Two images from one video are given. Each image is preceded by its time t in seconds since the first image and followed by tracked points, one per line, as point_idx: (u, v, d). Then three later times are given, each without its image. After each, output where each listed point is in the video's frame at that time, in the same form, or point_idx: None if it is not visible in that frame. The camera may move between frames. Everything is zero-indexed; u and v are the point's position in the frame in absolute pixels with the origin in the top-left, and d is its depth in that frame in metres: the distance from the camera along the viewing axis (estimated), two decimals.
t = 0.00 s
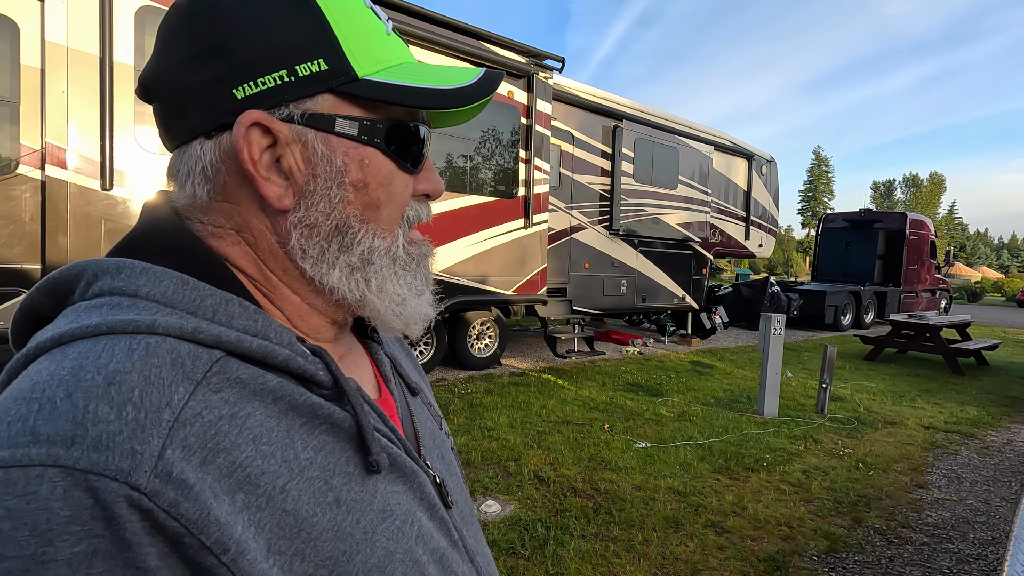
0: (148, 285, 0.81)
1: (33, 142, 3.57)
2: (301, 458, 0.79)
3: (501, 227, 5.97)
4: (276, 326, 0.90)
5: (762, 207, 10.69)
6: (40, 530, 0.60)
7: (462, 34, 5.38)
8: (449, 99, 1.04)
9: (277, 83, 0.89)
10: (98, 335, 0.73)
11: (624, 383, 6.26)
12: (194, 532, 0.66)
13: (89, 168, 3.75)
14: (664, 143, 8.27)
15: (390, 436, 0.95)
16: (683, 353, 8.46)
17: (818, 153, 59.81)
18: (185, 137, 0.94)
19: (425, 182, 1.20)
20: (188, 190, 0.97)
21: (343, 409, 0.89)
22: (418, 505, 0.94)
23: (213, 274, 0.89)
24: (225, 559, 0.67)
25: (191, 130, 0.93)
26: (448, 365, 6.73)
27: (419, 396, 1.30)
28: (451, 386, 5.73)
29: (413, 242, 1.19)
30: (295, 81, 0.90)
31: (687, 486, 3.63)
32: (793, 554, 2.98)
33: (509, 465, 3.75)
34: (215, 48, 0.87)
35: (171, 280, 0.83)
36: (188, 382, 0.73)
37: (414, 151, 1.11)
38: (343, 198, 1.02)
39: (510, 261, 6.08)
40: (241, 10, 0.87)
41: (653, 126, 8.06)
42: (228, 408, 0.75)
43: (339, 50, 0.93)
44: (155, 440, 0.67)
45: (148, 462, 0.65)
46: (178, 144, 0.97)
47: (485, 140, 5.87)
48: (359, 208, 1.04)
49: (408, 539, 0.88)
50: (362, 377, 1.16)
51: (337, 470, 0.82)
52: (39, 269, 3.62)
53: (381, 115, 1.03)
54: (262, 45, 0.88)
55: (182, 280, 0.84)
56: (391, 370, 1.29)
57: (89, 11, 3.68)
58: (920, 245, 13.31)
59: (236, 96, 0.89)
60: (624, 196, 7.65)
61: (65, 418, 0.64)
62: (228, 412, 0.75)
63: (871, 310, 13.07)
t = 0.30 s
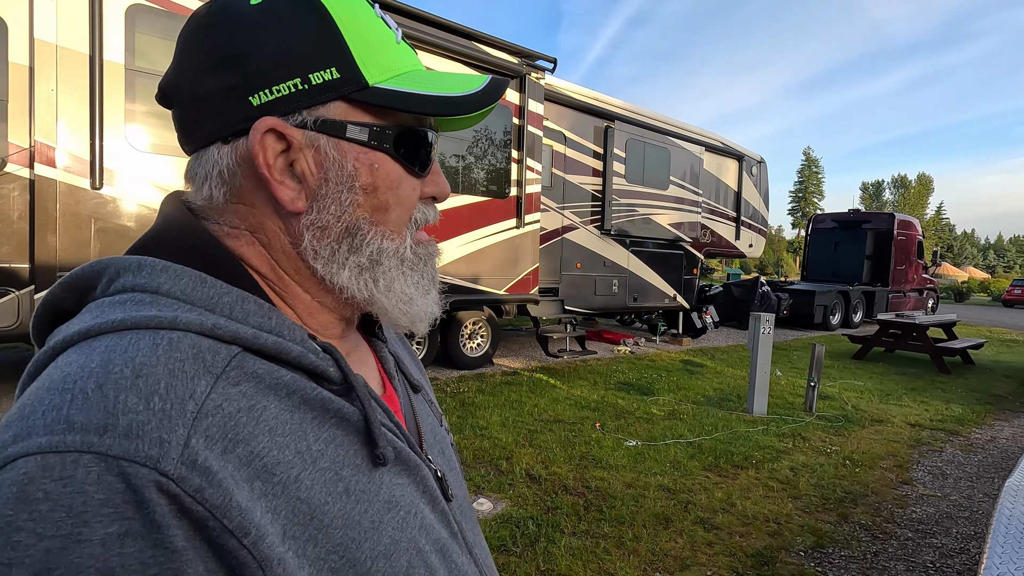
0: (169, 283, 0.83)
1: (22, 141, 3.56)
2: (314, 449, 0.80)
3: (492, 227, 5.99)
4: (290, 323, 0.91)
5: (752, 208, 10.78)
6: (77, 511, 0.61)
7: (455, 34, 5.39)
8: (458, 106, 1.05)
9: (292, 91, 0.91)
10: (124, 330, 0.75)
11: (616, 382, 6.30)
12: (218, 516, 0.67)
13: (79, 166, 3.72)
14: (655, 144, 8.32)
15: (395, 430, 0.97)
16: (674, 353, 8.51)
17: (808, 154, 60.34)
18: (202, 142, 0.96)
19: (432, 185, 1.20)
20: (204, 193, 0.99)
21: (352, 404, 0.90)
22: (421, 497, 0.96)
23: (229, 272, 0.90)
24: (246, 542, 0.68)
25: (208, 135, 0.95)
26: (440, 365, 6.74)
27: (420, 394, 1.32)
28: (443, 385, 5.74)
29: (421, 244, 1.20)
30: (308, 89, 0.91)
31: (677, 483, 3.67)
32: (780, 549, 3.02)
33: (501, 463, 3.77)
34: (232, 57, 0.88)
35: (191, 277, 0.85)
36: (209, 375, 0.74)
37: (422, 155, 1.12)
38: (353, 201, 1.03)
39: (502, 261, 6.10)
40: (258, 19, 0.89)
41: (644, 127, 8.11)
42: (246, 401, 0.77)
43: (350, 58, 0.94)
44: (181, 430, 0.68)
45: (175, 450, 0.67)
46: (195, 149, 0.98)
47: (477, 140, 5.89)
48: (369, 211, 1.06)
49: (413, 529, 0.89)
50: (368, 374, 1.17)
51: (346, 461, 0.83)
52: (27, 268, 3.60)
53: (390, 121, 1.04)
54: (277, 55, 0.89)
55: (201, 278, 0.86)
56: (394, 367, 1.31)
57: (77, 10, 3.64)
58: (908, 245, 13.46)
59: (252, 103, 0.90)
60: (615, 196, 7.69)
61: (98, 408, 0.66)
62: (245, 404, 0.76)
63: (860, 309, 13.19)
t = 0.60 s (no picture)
0: (194, 282, 0.84)
1: (11, 139, 3.54)
2: (332, 442, 0.82)
3: (485, 227, 6.02)
4: (308, 321, 0.93)
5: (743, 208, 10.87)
6: (119, 496, 0.63)
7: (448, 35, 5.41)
8: (469, 117, 1.08)
9: (312, 101, 0.92)
10: (153, 326, 0.76)
11: (608, 382, 6.34)
12: (248, 502, 0.69)
13: (70, 165, 3.69)
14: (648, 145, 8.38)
15: (406, 424, 0.99)
16: (666, 352, 8.58)
17: (799, 156, 60.82)
18: (224, 148, 0.97)
19: (444, 190, 1.22)
20: (224, 196, 1.00)
21: (366, 400, 0.92)
22: (429, 489, 0.98)
23: (251, 272, 0.92)
24: (273, 527, 0.70)
25: (230, 141, 0.96)
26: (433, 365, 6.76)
27: (425, 391, 1.34)
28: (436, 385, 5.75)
29: (431, 247, 1.22)
30: (328, 99, 0.93)
31: (668, 481, 3.71)
32: (769, 545, 3.07)
33: (494, 462, 3.79)
34: (255, 66, 0.90)
35: (215, 277, 0.87)
36: (236, 370, 0.76)
37: (434, 160, 1.14)
38: (368, 206, 1.05)
39: (495, 261, 6.13)
40: (281, 31, 0.91)
41: (637, 128, 8.17)
42: (269, 395, 0.78)
43: (368, 69, 0.96)
44: (213, 421, 0.70)
45: (209, 439, 0.69)
46: (217, 154, 1.00)
47: (469, 140, 5.91)
48: (383, 215, 1.07)
49: (422, 519, 0.91)
50: (377, 371, 1.19)
51: (361, 453, 0.85)
52: (17, 267, 3.59)
53: (404, 130, 1.05)
54: (299, 65, 0.91)
55: (225, 277, 0.87)
56: (401, 365, 1.33)
57: (69, 8, 3.64)
58: (896, 245, 13.61)
59: (274, 111, 0.92)
60: (608, 196, 7.74)
61: (136, 399, 0.68)
62: (269, 398, 0.78)
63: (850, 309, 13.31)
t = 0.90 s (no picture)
0: (195, 281, 0.84)
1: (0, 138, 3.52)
2: (332, 440, 0.82)
3: (479, 227, 6.01)
4: (308, 319, 0.92)
5: (735, 209, 10.93)
6: (122, 493, 0.63)
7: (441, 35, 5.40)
8: (468, 118, 1.07)
9: (311, 101, 0.92)
10: (154, 324, 0.76)
11: (601, 381, 6.35)
12: (250, 499, 0.68)
13: (60, 164, 3.66)
14: (640, 146, 8.41)
15: (405, 423, 0.99)
16: (659, 352, 8.61)
17: (790, 157, 61.23)
18: (223, 147, 0.97)
19: (442, 190, 1.21)
20: (223, 196, 1.00)
21: (365, 398, 0.92)
22: (429, 487, 0.98)
23: (251, 271, 0.92)
24: (275, 524, 0.70)
25: (229, 141, 0.95)
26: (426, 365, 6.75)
27: (423, 390, 1.35)
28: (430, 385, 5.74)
29: (430, 247, 1.21)
30: (325, 99, 0.93)
31: (661, 480, 3.72)
32: (761, 543, 3.08)
33: (487, 462, 3.79)
34: (253, 65, 0.89)
35: (215, 275, 0.86)
36: (237, 368, 0.76)
37: (432, 160, 1.13)
38: (366, 206, 1.04)
39: (488, 261, 6.13)
40: (280, 31, 0.90)
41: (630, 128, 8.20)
42: (270, 393, 0.78)
43: (365, 69, 0.95)
44: (215, 419, 0.70)
45: (211, 437, 0.68)
46: (216, 153, 0.99)
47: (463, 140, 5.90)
48: (381, 215, 1.07)
49: (422, 517, 0.91)
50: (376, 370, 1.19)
51: (361, 451, 0.85)
52: (5, 268, 3.55)
53: (402, 129, 1.05)
54: (297, 65, 0.90)
55: (225, 275, 0.87)
56: (400, 364, 1.33)
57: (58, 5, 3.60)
58: (887, 246, 13.73)
59: (273, 111, 0.92)
60: (601, 196, 7.76)
61: (138, 397, 0.68)
62: (270, 396, 0.78)
63: (841, 309, 13.40)
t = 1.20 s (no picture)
0: (198, 279, 0.84)
1: None
2: (335, 438, 0.82)
3: (475, 227, 6.02)
4: (310, 318, 0.92)
5: (730, 209, 10.96)
6: (128, 490, 0.63)
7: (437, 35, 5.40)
8: (468, 118, 1.07)
9: (309, 101, 0.92)
10: (158, 323, 0.76)
11: (597, 381, 6.36)
12: (256, 496, 0.69)
13: (53, 164, 3.63)
14: (636, 146, 8.43)
15: (407, 421, 0.99)
16: (655, 351, 8.63)
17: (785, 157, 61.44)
18: (223, 147, 0.97)
19: (442, 191, 1.21)
20: (224, 195, 1.00)
21: (368, 397, 0.92)
22: (431, 485, 0.98)
23: (252, 269, 0.91)
24: (281, 521, 0.70)
25: (229, 141, 0.95)
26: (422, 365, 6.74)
27: (424, 389, 1.34)
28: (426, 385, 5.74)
29: (430, 248, 1.21)
30: (324, 99, 0.93)
31: (657, 479, 3.73)
32: (756, 542, 3.10)
33: (483, 462, 3.79)
34: (253, 66, 0.89)
35: (218, 274, 0.86)
36: (241, 366, 0.76)
37: (433, 161, 1.13)
38: (364, 207, 1.04)
39: (485, 261, 6.13)
40: (279, 32, 0.90)
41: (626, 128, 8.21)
42: (274, 391, 0.78)
43: (364, 70, 0.95)
44: (220, 417, 0.70)
45: (216, 434, 0.68)
46: (217, 152, 0.99)
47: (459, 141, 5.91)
48: (378, 216, 1.06)
49: (425, 515, 0.91)
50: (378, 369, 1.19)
51: (364, 449, 0.85)
52: None
53: (401, 130, 1.05)
54: (296, 65, 0.90)
55: (228, 275, 0.87)
56: (401, 363, 1.33)
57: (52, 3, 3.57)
58: (880, 246, 13.80)
59: (271, 111, 0.91)
60: (597, 197, 7.77)
61: (144, 395, 0.67)
62: (274, 394, 0.78)
63: (836, 309, 13.45)
